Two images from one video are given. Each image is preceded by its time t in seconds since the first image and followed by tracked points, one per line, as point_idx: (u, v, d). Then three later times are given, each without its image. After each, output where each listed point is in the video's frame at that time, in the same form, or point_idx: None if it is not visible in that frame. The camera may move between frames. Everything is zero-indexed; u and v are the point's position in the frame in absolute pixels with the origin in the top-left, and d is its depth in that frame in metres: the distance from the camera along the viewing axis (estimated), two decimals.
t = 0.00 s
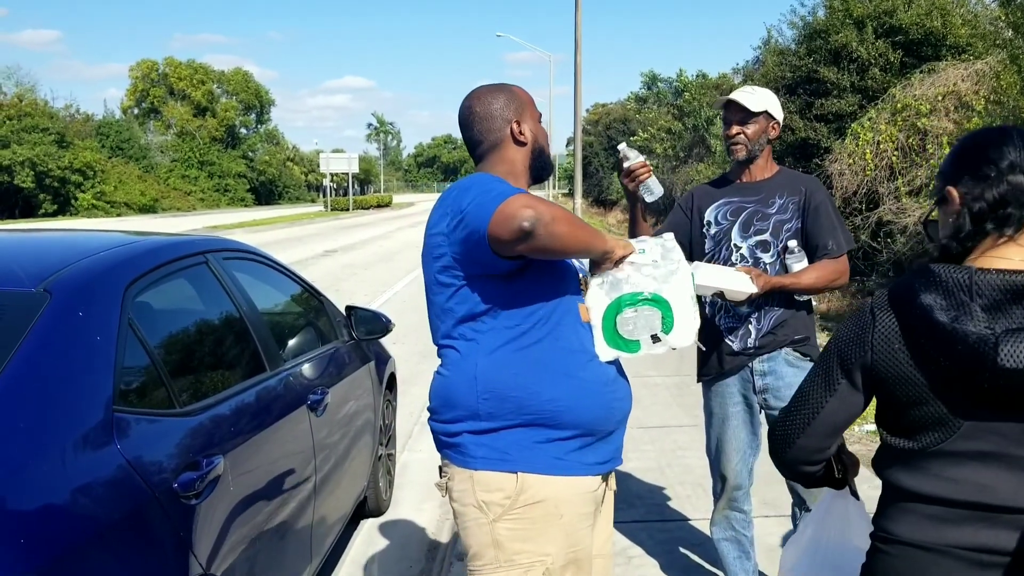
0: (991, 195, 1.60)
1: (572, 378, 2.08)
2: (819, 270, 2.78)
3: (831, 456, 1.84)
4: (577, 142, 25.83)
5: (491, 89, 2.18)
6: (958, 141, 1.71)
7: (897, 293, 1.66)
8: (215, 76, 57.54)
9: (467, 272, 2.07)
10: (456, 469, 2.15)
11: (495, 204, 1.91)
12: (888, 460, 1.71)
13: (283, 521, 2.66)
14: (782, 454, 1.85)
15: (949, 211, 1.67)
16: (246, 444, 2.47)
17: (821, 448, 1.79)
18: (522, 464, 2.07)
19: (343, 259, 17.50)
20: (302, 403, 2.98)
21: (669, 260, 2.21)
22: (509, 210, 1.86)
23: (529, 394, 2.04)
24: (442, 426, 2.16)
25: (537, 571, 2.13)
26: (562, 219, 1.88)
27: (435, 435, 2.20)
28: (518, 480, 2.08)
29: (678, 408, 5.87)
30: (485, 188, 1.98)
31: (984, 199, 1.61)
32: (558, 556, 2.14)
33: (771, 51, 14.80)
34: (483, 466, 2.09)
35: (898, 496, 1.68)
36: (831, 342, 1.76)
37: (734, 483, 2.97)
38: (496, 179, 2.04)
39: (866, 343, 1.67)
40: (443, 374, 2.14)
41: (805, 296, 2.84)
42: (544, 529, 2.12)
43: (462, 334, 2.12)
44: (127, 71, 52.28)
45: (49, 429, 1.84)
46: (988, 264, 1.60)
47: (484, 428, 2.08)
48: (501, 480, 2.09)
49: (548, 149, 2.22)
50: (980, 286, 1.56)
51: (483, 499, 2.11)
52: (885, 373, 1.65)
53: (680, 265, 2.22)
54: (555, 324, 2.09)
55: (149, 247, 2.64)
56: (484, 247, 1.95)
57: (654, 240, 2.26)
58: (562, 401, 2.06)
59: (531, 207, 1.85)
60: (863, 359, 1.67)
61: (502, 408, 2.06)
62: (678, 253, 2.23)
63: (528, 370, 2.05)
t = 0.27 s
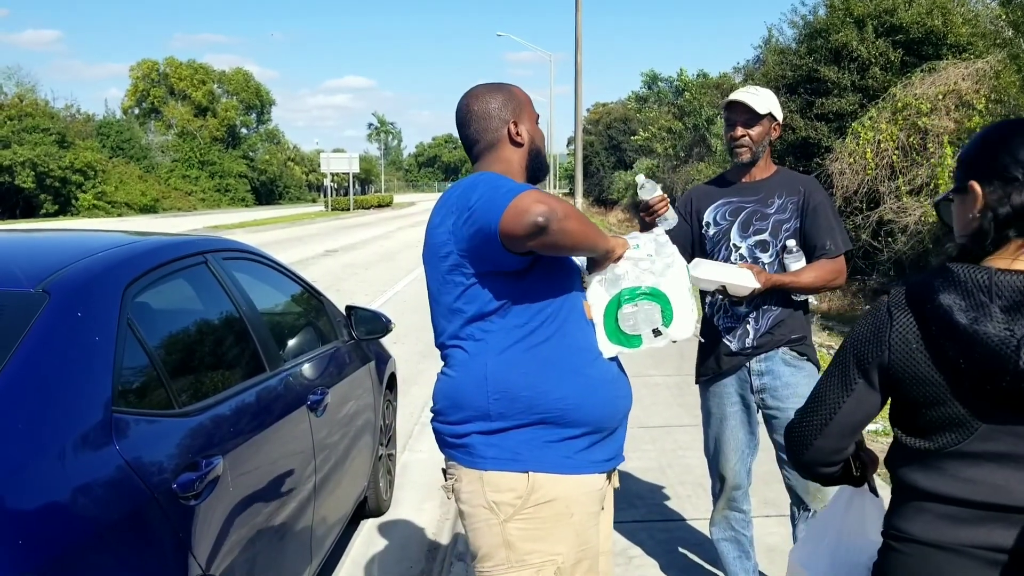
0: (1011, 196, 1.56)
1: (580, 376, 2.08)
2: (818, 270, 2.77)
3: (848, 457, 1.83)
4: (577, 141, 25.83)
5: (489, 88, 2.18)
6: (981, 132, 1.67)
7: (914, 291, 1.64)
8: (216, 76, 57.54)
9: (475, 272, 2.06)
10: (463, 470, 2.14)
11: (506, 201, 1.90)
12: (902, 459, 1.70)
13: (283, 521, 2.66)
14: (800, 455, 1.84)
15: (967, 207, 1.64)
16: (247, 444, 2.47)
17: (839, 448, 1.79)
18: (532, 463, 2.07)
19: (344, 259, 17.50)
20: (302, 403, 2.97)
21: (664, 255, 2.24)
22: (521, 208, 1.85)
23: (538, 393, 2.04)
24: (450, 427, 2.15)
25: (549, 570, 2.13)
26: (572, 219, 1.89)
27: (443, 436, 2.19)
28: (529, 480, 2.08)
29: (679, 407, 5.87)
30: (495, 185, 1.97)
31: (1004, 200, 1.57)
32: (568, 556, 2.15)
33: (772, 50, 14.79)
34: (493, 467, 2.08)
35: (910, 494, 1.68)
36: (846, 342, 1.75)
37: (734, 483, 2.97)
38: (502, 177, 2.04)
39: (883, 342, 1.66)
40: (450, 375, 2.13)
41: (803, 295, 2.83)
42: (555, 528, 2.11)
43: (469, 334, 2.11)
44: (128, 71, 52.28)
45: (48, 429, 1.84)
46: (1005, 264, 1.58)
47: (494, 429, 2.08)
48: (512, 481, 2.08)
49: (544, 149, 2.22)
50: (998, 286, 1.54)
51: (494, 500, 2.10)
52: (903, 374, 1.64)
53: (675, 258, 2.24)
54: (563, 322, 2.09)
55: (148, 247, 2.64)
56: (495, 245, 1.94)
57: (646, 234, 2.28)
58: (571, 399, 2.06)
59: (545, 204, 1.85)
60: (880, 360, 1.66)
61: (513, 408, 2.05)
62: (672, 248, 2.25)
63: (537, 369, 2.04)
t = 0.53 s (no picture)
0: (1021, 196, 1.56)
1: (574, 373, 2.07)
2: (818, 267, 2.76)
3: (869, 462, 1.82)
4: (577, 139, 25.78)
5: (489, 85, 2.17)
6: (995, 126, 1.64)
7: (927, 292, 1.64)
8: (216, 74, 57.53)
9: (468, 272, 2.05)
10: (459, 468, 2.13)
11: (500, 206, 1.89)
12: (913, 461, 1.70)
13: (283, 519, 2.66)
14: (820, 462, 1.82)
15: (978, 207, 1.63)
16: (246, 442, 2.47)
17: (862, 453, 1.77)
18: (528, 461, 2.07)
19: (344, 257, 17.48)
20: (301, 402, 2.96)
21: (659, 255, 2.29)
22: (515, 216, 1.85)
23: (533, 391, 2.03)
24: (444, 426, 2.14)
25: (545, 569, 2.11)
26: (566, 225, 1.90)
27: (437, 435, 2.18)
28: (525, 477, 2.07)
29: (678, 405, 5.86)
30: (489, 187, 1.96)
31: (1014, 200, 1.56)
32: (564, 554, 2.13)
33: (772, 48, 14.77)
34: (489, 466, 2.08)
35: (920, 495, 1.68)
36: (858, 342, 1.74)
37: (733, 481, 2.97)
38: (495, 177, 2.02)
39: (895, 343, 1.65)
40: (444, 374, 2.12)
41: (802, 293, 2.82)
42: (551, 526, 2.11)
43: (463, 332, 2.09)
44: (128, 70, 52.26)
45: (45, 429, 1.83)
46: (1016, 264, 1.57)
47: (488, 427, 2.07)
48: (508, 479, 2.08)
49: (540, 149, 2.20)
50: (1015, 287, 1.53)
51: (490, 498, 2.09)
52: (917, 375, 1.63)
53: (670, 259, 2.30)
54: (557, 320, 2.08)
55: (146, 245, 2.63)
56: (489, 249, 1.94)
57: (643, 235, 2.34)
58: (566, 396, 2.05)
59: (539, 212, 1.85)
60: (894, 359, 1.65)
61: (508, 406, 2.04)
62: (667, 249, 2.31)
63: (530, 367, 2.04)
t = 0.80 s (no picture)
0: None
1: (561, 370, 2.06)
2: (818, 264, 2.76)
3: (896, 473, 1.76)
4: (578, 135, 25.75)
5: (495, 79, 2.15)
6: (998, 120, 1.62)
7: (933, 290, 1.63)
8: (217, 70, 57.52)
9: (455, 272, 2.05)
10: (448, 464, 2.13)
11: (483, 218, 1.88)
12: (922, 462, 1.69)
13: (283, 516, 2.66)
14: (845, 470, 1.80)
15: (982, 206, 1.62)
16: (246, 438, 2.47)
17: (883, 459, 1.73)
18: (516, 458, 2.06)
19: (344, 253, 17.47)
20: (301, 398, 2.96)
21: (653, 255, 2.28)
22: (497, 233, 1.85)
23: (521, 388, 2.03)
24: (433, 422, 2.14)
25: (533, 565, 2.11)
26: (548, 239, 1.89)
27: (426, 431, 2.18)
28: (511, 474, 2.07)
29: (679, 401, 5.86)
30: (476, 194, 1.94)
31: (1017, 199, 1.55)
32: (553, 550, 2.13)
33: (773, 43, 14.73)
34: (477, 461, 2.08)
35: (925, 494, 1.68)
36: (864, 342, 1.73)
37: (733, 477, 2.97)
38: (483, 181, 2.00)
39: (901, 345, 1.64)
40: (433, 370, 2.12)
41: (802, 289, 2.82)
42: (538, 524, 2.10)
43: (451, 329, 2.09)
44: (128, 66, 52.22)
45: (44, 425, 1.83)
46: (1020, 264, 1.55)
47: (477, 424, 2.07)
48: (495, 475, 2.08)
49: (541, 146, 2.20)
50: (1018, 286, 1.52)
51: (478, 495, 2.09)
52: (924, 376, 1.62)
53: (664, 259, 2.28)
54: (546, 316, 2.07)
55: (145, 242, 2.63)
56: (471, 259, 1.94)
57: (638, 235, 2.33)
58: (554, 393, 2.05)
59: (519, 229, 1.85)
60: (900, 360, 1.64)
61: (496, 403, 2.04)
62: (662, 248, 2.29)
63: (516, 364, 2.03)
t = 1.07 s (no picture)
0: None
1: (553, 371, 2.06)
2: (818, 264, 2.75)
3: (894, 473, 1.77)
4: (579, 134, 25.72)
5: (495, 79, 2.15)
6: (999, 121, 1.62)
7: (933, 293, 1.63)
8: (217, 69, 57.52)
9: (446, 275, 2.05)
10: (441, 466, 2.13)
11: (472, 222, 1.88)
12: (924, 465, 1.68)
13: (283, 515, 2.66)
14: (846, 470, 1.81)
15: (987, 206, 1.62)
16: (247, 438, 2.47)
17: (884, 459, 1.75)
18: (508, 459, 2.06)
19: (344, 252, 17.45)
20: (301, 398, 2.96)
21: (649, 257, 2.27)
22: (486, 239, 1.85)
23: (512, 390, 2.02)
24: (426, 423, 2.14)
25: (526, 567, 2.11)
26: (536, 246, 1.88)
27: (420, 433, 2.18)
28: (504, 476, 2.07)
29: (679, 400, 5.86)
30: (465, 197, 1.93)
31: (1018, 201, 1.55)
32: (547, 552, 2.12)
33: (774, 42, 14.72)
34: (469, 463, 2.07)
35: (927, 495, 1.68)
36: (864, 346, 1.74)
37: (733, 477, 2.97)
38: (474, 184, 1.99)
39: (901, 348, 1.64)
40: (426, 372, 2.12)
41: (802, 289, 2.81)
42: (531, 525, 2.10)
43: (443, 331, 2.09)
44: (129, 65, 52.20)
45: (44, 425, 1.83)
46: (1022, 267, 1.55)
47: (468, 426, 2.06)
48: (488, 477, 2.08)
49: (538, 147, 2.20)
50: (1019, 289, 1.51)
51: (470, 496, 2.10)
52: (922, 378, 1.62)
53: (660, 262, 2.28)
54: (538, 318, 2.07)
55: (146, 241, 2.63)
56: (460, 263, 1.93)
57: (636, 238, 2.33)
58: (546, 396, 2.05)
59: (508, 235, 1.85)
60: (899, 362, 1.65)
61: (487, 405, 2.03)
62: (659, 250, 2.29)
63: (508, 366, 2.03)
